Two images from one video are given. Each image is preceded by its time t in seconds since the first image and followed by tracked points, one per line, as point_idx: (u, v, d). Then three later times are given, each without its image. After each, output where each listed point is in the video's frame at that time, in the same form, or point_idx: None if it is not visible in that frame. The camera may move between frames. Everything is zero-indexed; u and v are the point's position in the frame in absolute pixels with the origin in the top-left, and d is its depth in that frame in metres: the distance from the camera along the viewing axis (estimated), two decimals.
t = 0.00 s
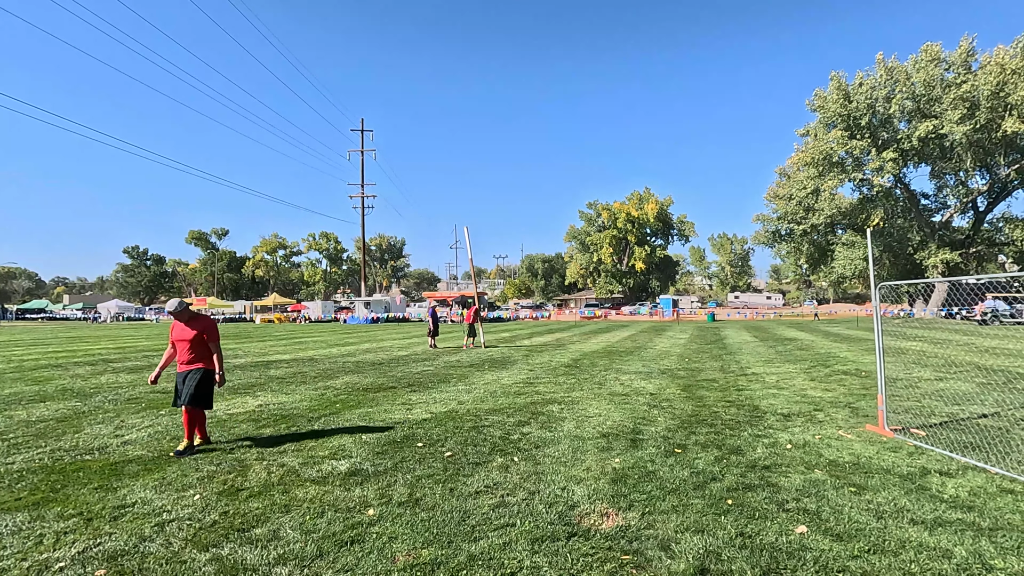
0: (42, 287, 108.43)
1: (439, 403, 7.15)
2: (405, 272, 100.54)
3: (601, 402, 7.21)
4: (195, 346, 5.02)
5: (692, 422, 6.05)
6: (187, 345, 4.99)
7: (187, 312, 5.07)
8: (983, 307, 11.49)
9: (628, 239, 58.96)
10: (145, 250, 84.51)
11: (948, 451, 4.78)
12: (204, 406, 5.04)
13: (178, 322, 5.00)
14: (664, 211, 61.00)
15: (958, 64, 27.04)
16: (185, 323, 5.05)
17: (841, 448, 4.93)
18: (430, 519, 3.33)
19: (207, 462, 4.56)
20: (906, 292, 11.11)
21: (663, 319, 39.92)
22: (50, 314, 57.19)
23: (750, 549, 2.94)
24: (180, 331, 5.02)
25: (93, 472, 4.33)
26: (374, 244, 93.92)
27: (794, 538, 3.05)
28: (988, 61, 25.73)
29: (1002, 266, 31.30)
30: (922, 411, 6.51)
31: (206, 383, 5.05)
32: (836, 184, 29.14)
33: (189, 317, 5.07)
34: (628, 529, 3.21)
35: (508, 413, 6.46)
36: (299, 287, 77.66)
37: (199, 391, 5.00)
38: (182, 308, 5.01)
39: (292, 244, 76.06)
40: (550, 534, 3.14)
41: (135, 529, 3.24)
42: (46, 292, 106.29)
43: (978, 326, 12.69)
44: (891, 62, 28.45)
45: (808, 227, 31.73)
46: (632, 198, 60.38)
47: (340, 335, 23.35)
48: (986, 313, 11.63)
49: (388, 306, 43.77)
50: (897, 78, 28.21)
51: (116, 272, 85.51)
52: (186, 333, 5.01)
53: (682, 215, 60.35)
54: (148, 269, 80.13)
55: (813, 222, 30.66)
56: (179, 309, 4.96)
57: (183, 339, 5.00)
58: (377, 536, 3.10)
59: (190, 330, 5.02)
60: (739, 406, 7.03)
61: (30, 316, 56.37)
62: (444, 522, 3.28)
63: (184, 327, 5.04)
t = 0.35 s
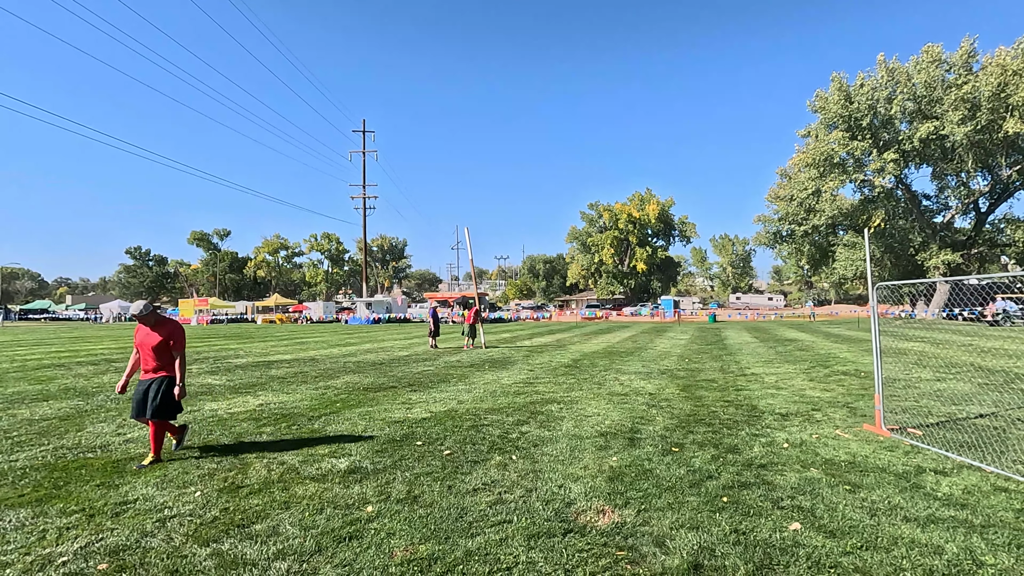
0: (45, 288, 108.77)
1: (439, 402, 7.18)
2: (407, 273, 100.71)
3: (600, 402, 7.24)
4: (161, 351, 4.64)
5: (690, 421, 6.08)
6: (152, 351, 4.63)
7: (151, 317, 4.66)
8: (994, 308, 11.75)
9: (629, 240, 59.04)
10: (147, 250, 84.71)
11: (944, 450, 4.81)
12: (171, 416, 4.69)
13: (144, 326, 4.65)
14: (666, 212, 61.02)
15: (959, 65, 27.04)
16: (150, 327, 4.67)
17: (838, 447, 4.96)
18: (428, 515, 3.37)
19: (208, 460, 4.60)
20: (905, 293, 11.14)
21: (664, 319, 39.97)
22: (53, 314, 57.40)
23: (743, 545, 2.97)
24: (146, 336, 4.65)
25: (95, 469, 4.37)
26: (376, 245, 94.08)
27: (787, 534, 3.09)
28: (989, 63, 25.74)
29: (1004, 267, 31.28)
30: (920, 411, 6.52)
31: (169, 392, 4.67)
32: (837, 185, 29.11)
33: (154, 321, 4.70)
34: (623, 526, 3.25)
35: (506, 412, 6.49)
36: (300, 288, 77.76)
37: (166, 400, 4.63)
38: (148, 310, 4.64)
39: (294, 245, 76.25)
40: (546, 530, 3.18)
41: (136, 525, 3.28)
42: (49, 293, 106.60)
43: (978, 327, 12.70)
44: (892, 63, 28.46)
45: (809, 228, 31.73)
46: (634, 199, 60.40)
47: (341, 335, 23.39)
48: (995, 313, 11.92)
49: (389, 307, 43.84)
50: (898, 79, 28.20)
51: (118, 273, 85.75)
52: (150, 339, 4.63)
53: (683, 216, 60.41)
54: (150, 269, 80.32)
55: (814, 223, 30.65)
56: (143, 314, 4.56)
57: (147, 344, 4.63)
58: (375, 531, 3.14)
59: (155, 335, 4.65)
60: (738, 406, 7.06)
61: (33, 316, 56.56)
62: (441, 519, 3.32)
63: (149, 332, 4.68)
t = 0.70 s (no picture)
0: (48, 288, 109.06)
1: (440, 403, 7.19)
2: (409, 274, 100.85)
3: (602, 404, 7.24)
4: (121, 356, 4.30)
5: (693, 423, 6.08)
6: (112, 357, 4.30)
7: (110, 315, 4.33)
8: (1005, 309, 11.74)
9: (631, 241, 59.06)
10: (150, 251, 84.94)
11: (948, 452, 4.79)
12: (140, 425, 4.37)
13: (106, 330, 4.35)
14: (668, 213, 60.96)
15: (962, 66, 26.97)
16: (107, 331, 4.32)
17: (840, 449, 4.94)
18: (430, 516, 3.37)
19: (210, 461, 4.61)
20: (907, 295, 11.13)
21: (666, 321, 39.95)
22: (56, 315, 57.55)
23: (746, 548, 2.96)
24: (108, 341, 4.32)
25: (97, 470, 4.39)
26: (378, 246, 94.19)
27: (790, 536, 3.08)
28: (991, 64, 25.70)
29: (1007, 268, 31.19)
30: (922, 413, 6.50)
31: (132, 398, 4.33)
32: (840, 186, 29.07)
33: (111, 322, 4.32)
34: (625, 527, 3.24)
35: (508, 414, 6.49)
36: (302, 289, 77.75)
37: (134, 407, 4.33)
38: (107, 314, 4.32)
39: (296, 246, 76.41)
40: (548, 532, 3.18)
41: (138, 525, 3.29)
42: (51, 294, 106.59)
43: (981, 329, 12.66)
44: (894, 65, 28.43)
45: (811, 229, 31.69)
46: (636, 200, 60.37)
47: (344, 336, 23.43)
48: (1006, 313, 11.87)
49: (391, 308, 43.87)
50: (901, 81, 28.14)
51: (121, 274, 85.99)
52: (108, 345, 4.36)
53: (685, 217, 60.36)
54: (152, 270, 80.51)
55: (817, 224, 30.62)
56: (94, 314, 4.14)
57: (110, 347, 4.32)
58: (377, 533, 3.14)
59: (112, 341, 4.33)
60: (740, 407, 7.05)
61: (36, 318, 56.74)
62: (443, 520, 3.32)
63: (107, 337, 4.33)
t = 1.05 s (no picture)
0: (54, 288, 109.63)
1: (444, 404, 7.19)
2: (413, 275, 101.05)
3: (606, 405, 7.23)
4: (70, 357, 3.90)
5: (698, 424, 6.06)
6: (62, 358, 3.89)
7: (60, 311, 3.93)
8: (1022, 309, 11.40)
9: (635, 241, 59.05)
10: (156, 252, 85.37)
11: (954, 454, 4.77)
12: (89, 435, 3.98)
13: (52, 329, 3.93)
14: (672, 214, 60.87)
15: (968, 66, 26.81)
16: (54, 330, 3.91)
17: (846, 451, 4.92)
18: (435, 516, 3.38)
19: (215, 461, 4.63)
20: (913, 296, 11.07)
21: (670, 322, 39.92)
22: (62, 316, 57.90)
23: (752, 549, 2.95)
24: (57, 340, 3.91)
25: (103, 469, 4.41)
26: (382, 246, 94.42)
27: (796, 538, 3.06)
28: (998, 64, 25.56)
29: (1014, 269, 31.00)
30: (928, 415, 6.48)
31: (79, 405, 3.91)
32: (845, 187, 28.96)
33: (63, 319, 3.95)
34: (631, 529, 3.24)
35: (511, 414, 6.49)
36: (306, 289, 77.94)
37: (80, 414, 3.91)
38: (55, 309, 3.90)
39: (301, 246, 76.69)
40: (554, 532, 3.17)
41: (145, 525, 3.30)
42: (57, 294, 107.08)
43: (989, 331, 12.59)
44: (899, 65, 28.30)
45: (816, 230, 31.58)
46: (640, 201, 60.31)
47: (348, 337, 23.47)
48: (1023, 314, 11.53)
49: (395, 309, 43.96)
50: (906, 81, 28.00)
51: (126, 274, 86.42)
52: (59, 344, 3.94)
53: (689, 218, 60.28)
54: (157, 270, 80.85)
55: (822, 225, 30.52)
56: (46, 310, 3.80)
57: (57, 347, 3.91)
58: (382, 533, 3.14)
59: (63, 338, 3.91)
60: (744, 408, 7.04)
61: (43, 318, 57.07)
62: (448, 520, 3.32)
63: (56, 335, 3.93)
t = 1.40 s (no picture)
0: (60, 288, 110.29)
1: (448, 405, 7.21)
2: (416, 276, 101.23)
3: (610, 406, 7.22)
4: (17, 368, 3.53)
5: (701, 425, 6.05)
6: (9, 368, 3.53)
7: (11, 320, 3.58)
8: None
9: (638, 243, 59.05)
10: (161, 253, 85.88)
11: (960, 457, 4.74)
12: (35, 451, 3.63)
13: None
14: (676, 215, 60.79)
15: (974, 68, 26.69)
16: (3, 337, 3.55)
17: (850, 453, 4.90)
18: (438, 517, 3.38)
19: (219, 461, 4.65)
20: (918, 298, 11.03)
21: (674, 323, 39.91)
22: (69, 316, 58.34)
23: (755, 551, 2.94)
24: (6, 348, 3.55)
25: (109, 469, 4.44)
26: (385, 248, 94.66)
27: (799, 541, 3.06)
28: (1004, 65, 25.44)
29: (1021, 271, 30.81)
30: (934, 417, 6.44)
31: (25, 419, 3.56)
32: (850, 189, 28.87)
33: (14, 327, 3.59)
34: (634, 530, 3.24)
35: (515, 416, 6.49)
36: (311, 290, 78.15)
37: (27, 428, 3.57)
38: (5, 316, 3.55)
39: (305, 248, 77.00)
40: (557, 534, 3.18)
41: (150, 524, 3.31)
42: (63, 294, 107.20)
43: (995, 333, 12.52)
44: (904, 66, 28.20)
45: (821, 232, 31.47)
46: (643, 202, 60.27)
47: (352, 338, 23.53)
48: None
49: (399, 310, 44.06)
50: (911, 82, 27.89)
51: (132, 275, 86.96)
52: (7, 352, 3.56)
53: (693, 219, 60.20)
54: (162, 271, 81.25)
55: (826, 226, 30.42)
56: None
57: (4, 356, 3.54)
58: (385, 534, 3.15)
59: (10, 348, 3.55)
60: (748, 411, 7.02)
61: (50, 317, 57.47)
62: (452, 521, 3.33)
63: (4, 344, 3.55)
